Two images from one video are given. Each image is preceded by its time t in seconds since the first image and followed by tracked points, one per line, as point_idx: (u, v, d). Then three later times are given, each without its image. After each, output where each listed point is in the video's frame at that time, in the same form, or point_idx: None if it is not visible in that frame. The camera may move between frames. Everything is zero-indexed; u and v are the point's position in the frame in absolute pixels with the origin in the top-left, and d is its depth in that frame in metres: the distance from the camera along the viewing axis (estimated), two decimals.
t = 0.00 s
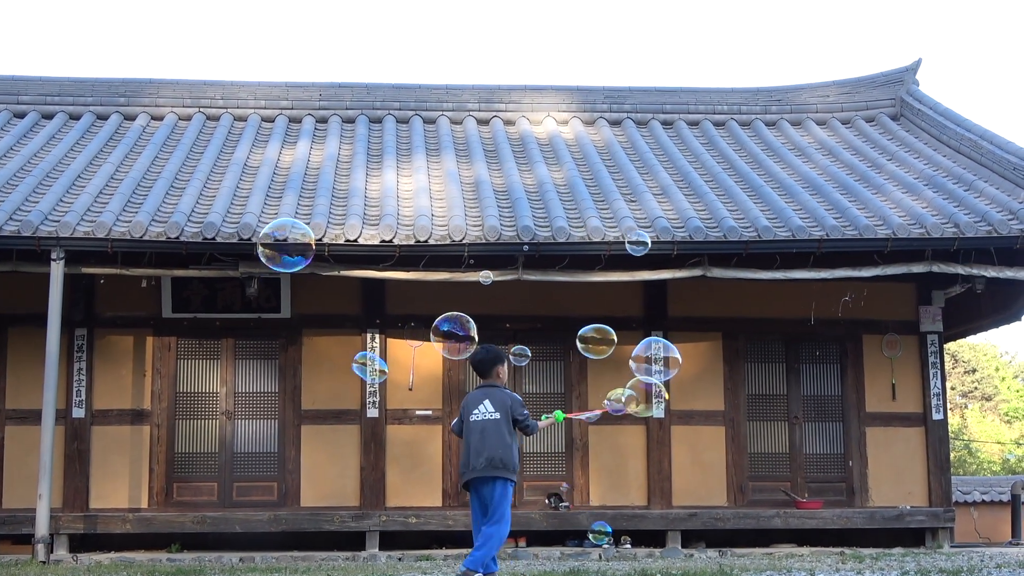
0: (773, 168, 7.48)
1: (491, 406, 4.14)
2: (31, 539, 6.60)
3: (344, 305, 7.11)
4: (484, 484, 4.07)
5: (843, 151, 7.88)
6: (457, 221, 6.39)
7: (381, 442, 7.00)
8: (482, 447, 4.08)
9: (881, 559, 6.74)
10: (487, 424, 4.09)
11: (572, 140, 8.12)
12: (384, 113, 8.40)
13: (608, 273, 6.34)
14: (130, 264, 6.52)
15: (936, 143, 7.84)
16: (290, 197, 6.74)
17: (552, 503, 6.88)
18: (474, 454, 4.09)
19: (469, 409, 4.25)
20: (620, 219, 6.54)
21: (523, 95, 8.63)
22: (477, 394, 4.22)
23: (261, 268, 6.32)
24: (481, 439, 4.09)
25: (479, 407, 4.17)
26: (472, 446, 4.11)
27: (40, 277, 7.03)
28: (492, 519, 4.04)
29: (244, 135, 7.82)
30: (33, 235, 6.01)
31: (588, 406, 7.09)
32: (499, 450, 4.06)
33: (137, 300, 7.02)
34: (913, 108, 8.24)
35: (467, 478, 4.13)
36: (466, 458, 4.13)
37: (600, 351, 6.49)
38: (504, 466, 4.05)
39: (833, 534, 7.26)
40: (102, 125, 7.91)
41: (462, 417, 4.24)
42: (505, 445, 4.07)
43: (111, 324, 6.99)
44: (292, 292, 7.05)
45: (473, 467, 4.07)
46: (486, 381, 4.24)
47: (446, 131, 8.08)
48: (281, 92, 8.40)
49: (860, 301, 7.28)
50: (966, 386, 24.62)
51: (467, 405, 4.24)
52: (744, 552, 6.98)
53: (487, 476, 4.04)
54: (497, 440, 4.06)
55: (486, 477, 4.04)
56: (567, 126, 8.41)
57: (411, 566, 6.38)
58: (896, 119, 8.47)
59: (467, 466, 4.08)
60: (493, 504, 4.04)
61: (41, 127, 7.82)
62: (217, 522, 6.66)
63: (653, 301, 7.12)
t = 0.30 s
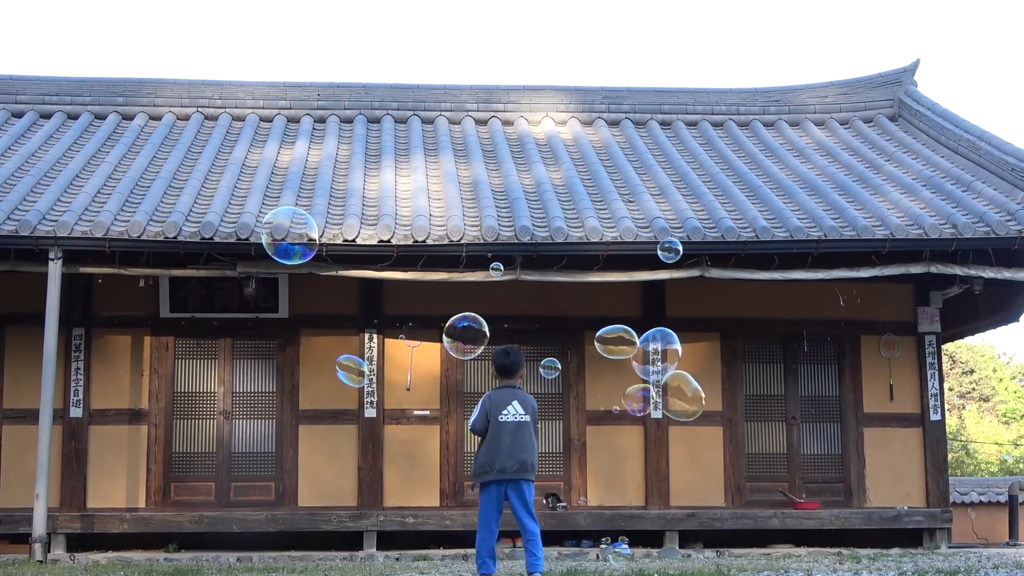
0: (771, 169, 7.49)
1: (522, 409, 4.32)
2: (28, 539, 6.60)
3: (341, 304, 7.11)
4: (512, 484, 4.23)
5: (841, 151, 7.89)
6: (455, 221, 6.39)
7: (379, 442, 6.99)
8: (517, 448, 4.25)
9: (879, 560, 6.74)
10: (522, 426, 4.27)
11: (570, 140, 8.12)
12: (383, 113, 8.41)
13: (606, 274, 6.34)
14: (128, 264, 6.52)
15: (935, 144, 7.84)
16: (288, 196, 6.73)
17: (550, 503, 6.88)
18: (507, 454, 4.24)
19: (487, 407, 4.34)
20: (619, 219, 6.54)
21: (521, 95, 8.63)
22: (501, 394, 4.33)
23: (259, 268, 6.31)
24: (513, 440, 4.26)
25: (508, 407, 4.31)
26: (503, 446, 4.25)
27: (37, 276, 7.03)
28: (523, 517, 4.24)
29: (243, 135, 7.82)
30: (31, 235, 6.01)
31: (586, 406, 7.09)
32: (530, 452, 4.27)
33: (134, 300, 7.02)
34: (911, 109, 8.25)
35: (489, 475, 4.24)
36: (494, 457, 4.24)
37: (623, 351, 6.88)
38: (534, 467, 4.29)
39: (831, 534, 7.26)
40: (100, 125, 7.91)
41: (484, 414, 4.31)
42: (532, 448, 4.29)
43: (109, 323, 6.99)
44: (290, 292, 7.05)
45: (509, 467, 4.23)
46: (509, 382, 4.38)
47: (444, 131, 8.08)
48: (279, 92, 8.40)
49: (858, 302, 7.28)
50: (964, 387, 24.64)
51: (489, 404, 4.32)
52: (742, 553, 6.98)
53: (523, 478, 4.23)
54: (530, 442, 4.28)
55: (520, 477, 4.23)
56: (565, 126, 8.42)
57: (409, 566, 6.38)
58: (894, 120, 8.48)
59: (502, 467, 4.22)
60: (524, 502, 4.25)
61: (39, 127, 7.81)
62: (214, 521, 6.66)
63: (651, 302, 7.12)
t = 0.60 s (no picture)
0: (769, 168, 7.49)
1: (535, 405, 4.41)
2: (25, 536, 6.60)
3: (339, 302, 7.11)
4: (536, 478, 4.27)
5: (840, 151, 7.89)
6: (454, 219, 6.39)
7: (377, 440, 7.00)
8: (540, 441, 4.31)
9: (876, 559, 6.74)
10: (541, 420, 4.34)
11: (568, 139, 8.12)
12: (381, 111, 8.41)
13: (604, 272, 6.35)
14: (126, 261, 6.53)
15: (933, 144, 7.85)
16: (286, 194, 6.73)
17: (548, 501, 6.88)
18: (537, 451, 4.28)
19: (513, 400, 4.27)
20: (617, 218, 6.54)
21: (519, 93, 8.62)
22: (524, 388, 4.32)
23: (257, 266, 6.31)
24: (537, 434, 4.30)
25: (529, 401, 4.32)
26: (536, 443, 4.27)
27: (35, 273, 7.04)
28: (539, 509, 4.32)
29: (241, 133, 7.82)
30: (29, 232, 6.01)
31: (584, 405, 7.09)
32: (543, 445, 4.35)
33: (132, 298, 7.02)
34: (910, 109, 8.24)
35: (524, 470, 4.21)
36: (527, 451, 4.23)
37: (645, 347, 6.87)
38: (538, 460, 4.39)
39: (828, 533, 7.27)
40: (98, 122, 7.91)
41: (517, 406, 4.23)
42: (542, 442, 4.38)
43: (106, 320, 6.99)
44: (288, 290, 7.04)
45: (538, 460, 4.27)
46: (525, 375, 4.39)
47: (442, 129, 8.08)
48: (278, 90, 8.40)
49: (856, 301, 7.28)
50: (962, 387, 24.69)
51: (518, 397, 4.26)
52: (739, 551, 6.98)
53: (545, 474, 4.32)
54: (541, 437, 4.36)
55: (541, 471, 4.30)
56: (564, 125, 8.41)
57: (406, 564, 6.38)
58: (893, 120, 8.48)
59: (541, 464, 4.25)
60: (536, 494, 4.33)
61: (37, 124, 7.81)
62: (211, 519, 6.66)
63: (649, 301, 7.13)
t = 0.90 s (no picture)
0: (767, 166, 7.49)
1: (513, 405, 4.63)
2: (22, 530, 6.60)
3: (336, 298, 7.11)
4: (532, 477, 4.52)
5: (838, 149, 7.89)
6: (451, 215, 6.39)
7: (373, 436, 7.00)
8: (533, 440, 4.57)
9: (872, 557, 6.75)
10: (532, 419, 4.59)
11: (566, 136, 8.12)
12: (379, 107, 8.41)
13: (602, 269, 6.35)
14: (123, 256, 6.53)
15: (931, 142, 7.85)
16: (284, 189, 6.73)
17: (544, 498, 6.88)
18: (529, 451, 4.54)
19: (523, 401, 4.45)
20: (615, 214, 6.54)
21: (518, 89, 8.62)
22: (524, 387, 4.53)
23: (254, 261, 6.31)
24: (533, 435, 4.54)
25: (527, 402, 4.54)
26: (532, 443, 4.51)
27: (32, 268, 7.03)
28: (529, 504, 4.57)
29: (239, 128, 7.82)
30: (27, 226, 6.00)
31: (581, 402, 7.09)
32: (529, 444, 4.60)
33: (129, 293, 7.02)
34: (908, 107, 8.25)
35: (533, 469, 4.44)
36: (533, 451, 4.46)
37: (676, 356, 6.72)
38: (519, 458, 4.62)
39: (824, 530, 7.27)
40: (96, 116, 7.91)
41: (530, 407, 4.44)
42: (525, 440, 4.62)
43: (103, 315, 6.99)
44: (285, 285, 7.05)
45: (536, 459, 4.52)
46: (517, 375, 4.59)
47: (440, 125, 8.07)
48: (276, 85, 8.39)
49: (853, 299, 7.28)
50: (959, 385, 24.78)
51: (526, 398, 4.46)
52: (735, 549, 6.98)
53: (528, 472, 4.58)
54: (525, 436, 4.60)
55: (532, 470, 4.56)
56: (562, 122, 8.41)
57: (402, 560, 6.38)
58: (891, 118, 8.48)
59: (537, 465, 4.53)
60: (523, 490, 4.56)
61: (35, 118, 7.81)
62: (208, 514, 6.66)
63: (646, 298, 7.13)
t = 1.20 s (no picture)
0: (764, 162, 7.49)
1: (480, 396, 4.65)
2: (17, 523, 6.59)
3: (332, 292, 7.11)
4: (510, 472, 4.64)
5: (834, 145, 7.90)
6: (448, 210, 6.38)
7: (369, 431, 7.00)
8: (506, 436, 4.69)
9: (866, 552, 6.76)
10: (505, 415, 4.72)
11: (563, 131, 8.12)
12: (376, 101, 8.41)
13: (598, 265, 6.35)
14: (119, 250, 6.52)
15: (928, 139, 7.86)
16: (280, 183, 6.72)
17: (539, 493, 6.89)
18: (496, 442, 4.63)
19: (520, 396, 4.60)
20: (611, 210, 6.53)
21: (515, 84, 8.62)
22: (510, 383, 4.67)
23: (250, 255, 6.30)
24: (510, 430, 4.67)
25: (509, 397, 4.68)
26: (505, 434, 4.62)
27: (28, 261, 7.02)
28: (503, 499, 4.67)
29: (236, 122, 7.81)
30: (22, 219, 6.00)
31: (577, 397, 7.09)
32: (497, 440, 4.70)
33: (125, 287, 7.01)
34: (905, 103, 8.25)
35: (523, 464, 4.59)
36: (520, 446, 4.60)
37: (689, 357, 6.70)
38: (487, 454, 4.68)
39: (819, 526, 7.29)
40: (93, 110, 7.90)
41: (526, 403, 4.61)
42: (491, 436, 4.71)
43: (99, 309, 6.98)
44: (281, 279, 7.04)
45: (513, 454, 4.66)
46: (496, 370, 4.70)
47: (437, 120, 8.08)
48: (273, 79, 8.38)
49: (849, 295, 7.29)
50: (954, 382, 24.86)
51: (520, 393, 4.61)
52: (730, 544, 6.99)
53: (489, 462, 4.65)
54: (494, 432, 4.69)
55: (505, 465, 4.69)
56: (559, 117, 8.41)
57: (397, 554, 6.38)
58: (888, 114, 8.49)
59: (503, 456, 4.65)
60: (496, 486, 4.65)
61: (31, 111, 7.80)
62: (203, 508, 6.66)
63: (642, 293, 7.13)
